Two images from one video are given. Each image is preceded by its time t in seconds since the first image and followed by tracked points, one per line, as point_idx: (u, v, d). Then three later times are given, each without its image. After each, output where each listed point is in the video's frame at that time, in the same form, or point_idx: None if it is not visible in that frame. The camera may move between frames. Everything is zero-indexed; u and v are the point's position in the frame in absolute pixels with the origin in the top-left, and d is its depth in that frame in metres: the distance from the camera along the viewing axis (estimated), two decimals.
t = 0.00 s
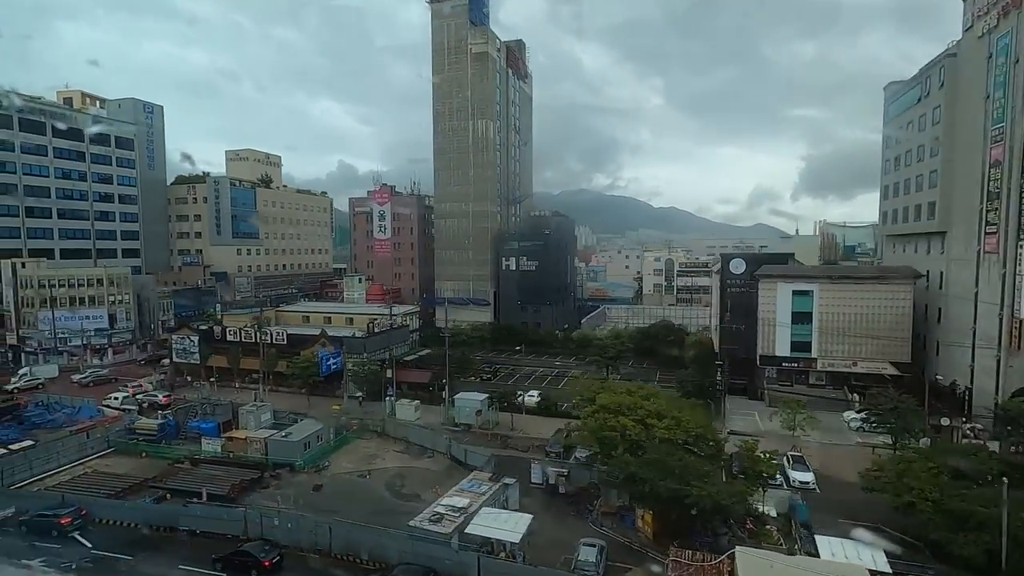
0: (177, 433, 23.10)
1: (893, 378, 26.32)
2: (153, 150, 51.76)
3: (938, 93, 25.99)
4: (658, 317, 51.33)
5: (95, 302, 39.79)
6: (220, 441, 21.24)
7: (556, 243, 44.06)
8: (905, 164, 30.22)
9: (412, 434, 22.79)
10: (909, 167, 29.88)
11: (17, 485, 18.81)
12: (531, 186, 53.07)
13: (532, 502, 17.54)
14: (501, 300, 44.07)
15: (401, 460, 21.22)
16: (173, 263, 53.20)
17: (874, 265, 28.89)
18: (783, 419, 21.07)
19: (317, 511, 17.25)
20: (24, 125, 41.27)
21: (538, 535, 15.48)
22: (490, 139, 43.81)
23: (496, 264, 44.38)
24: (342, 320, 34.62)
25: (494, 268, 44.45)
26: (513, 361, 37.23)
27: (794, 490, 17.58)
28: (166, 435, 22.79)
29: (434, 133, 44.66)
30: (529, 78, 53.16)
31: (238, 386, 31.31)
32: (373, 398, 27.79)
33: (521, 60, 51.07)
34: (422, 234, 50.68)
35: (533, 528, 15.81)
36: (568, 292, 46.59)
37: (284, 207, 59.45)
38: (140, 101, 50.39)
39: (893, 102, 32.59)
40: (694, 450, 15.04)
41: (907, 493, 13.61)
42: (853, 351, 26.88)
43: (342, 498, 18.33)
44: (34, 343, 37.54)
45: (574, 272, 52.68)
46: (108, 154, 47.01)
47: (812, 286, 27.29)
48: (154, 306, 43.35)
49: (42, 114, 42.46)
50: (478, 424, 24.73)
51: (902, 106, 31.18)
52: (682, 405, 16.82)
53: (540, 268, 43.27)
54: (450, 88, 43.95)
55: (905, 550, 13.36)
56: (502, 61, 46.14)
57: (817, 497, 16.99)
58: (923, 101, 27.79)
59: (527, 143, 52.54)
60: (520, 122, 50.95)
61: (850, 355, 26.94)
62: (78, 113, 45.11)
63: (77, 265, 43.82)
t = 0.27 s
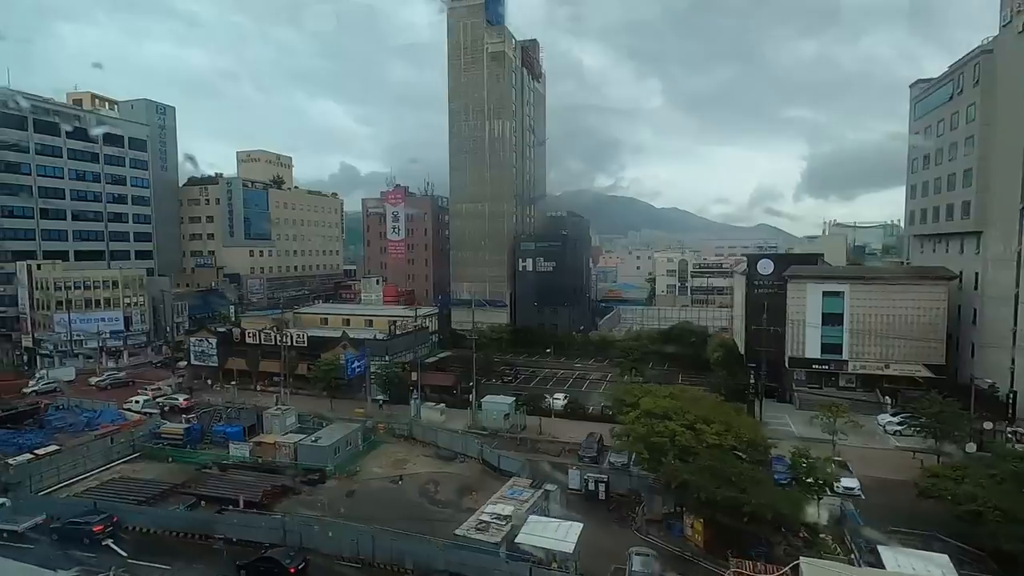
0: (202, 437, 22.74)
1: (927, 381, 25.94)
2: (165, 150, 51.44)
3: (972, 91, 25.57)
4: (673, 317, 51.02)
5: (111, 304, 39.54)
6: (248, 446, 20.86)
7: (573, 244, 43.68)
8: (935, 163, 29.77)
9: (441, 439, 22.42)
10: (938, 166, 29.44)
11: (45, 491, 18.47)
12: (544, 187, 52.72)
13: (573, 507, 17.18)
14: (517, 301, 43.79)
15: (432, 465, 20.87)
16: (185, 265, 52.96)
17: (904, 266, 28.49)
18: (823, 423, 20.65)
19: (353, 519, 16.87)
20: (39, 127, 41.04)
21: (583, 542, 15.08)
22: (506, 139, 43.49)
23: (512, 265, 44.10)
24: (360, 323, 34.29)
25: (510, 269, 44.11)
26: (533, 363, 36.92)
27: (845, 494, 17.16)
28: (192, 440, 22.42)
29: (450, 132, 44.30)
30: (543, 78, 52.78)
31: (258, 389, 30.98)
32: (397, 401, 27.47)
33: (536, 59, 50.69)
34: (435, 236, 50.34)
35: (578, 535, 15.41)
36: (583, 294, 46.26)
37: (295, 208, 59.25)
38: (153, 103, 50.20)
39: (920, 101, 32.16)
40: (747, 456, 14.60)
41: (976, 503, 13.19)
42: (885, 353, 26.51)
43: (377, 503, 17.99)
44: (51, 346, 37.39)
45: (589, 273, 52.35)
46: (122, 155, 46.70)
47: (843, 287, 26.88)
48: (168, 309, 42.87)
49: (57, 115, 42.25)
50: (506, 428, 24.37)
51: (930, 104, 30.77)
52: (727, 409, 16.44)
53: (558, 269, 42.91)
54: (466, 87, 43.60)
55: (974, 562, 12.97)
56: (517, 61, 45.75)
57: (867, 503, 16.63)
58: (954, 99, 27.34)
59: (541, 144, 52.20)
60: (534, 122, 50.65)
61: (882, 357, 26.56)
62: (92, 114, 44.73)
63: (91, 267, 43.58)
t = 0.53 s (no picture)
0: (225, 441, 22.34)
1: (959, 384, 25.55)
2: (175, 150, 51.01)
3: (1004, 90, 25.19)
4: (687, 320, 50.63)
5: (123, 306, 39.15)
6: (273, 450, 20.44)
7: (589, 245, 43.12)
8: (961, 163, 29.40)
9: (469, 443, 22.00)
10: (966, 167, 29.03)
11: (69, 498, 18.04)
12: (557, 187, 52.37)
13: (612, 514, 16.76)
14: (532, 303, 43.47)
15: (461, 470, 20.46)
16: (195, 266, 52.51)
17: (932, 268, 28.13)
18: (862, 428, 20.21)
19: (387, 526, 16.45)
20: (50, 126, 40.62)
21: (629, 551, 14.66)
22: (521, 139, 43.13)
23: (527, 266, 43.90)
24: (377, 325, 33.89)
25: (525, 271, 43.75)
26: (550, 366, 36.51)
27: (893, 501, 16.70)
28: (215, 444, 22.02)
29: (464, 132, 43.94)
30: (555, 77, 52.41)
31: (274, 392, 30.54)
32: (419, 405, 27.05)
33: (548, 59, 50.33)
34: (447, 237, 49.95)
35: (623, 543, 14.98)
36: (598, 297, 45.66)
37: (304, 209, 58.90)
38: (162, 102, 49.83)
39: (944, 101, 31.80)
40: (799, 464, 14.19)
41: None
42: (915, 356, 26.13)
43: (409, 510, 17.58)
44: (61, 348, 36.85)
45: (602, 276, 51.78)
46: (132, 155, 46.29)
47: (872, 289, 26.48)
48: (180, 310, 42.62)
49: (69, 115, 41.84)
50: (532, 432, 23.95)
51: (955, 104, 30.40)
52: (772, 415, 16.03)
53: (572, 270, 42.34)
54: (480, 87, 43.23)
55: None
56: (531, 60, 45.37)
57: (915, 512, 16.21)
58: (985, 98, 26.94)
59: (554, 144, 51.84)
60: (547, 122, 50.26)
61: (912, 361, 26.18)
62: (103, 113, 44.27)
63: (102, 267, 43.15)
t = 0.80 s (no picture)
0: (251, 446, 21.94)
1: (992, 387, 25.16)
2: (185, 150, 50.62)
3: None
4: (701, 321, 50.32)
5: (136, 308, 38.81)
6: (302, 455, 20.06)
7: (604, 245, 42.70)
8: (990, 162, 29.00)
9: (499, 447, 21.60)
10: (996, 166, 28.63)
11: (97, 505, 17.66)
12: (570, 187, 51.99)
13: (655, 522, 16.37)
14: (547, 304, 43.04)
15: (493, 475, 20.08)
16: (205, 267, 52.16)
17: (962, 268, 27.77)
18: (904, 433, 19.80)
19: (425, 535, 16.05)
20: (62, 126, 40.23)
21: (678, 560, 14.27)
22: (537, 139, 42.76)
23: (542, 266, 43.45)
24: (395, 326, 33.52)
25: (540, 271, 43.52)
26: (568, 368, 36.13)
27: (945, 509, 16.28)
28: (241, 449, 21.62)
29: (479, 132, 43.57)
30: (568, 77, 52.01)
31: (294, 395, 30.19)
32: (442, 408, 26.68)
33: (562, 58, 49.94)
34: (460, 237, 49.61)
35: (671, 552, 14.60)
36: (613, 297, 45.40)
37: (314, 209, 58.55)
38: (172, 102, 49.48)
39: (970, 99, 31.40)
40: (855, 471, 13.77)
41: None
42: (947, 357, 25.75)
43: (445, 517, 17.20)
44: (75, 350, 36.47)
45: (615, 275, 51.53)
46: (144, 155, 45.93)
47: (903, 290, 26.05)
48: (193, 312, 42.29)
49: (80, 115, 41.45)
50: (560, 435, 23.59)
51: (983, 102, 29.99)
52: (821, 420, 15.61)
53: (588, 271, 42.01)
54: (495, 86, 42.85)
55: None
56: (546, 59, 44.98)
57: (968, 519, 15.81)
58: (1016, 96, 26.53)
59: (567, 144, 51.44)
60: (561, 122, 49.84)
61: (944, 362, 25.79)
62: (115, 113, 43.89)
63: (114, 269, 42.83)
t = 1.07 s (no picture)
0: (277, 448, 21.58)
1: None
2: (195, 149, 50.20)
3: None
4: (716, 320, 49.96)
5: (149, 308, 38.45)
6: (330, 458, 19.67)
7: (620, 244, 42.27)
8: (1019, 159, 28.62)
9: (529, 450, 21.20)
10: None
11: (125, 510, 17.28)
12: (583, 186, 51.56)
13: (699, 527, 15.96)
14: (562, 303, 42.55)
15: (525, 478, 19.70)
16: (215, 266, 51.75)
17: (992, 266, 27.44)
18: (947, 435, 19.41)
19: (464, 540, 15.64)
20: (74, 124, 39.82)
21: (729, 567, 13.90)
22: (552, 137, 42.35)
23: (557, 266, 42.95)
24: (413, 326, 33.15)
25: (555, 271, 43.03)
26: (587, 368, 35.76)
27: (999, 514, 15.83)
28: (267, 452, 21.24)
29: (494, 130, 43.17)
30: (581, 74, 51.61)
31: (312, 396, 29.83)
32: (465, 409, 26.30)
33: (575, 55, 49.52)
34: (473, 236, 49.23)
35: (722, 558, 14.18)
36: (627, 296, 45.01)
37: (324, 208, 58.16)
38: (182, 100, 49.10)
39: (996, 96, 31.02)
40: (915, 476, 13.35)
41: None
42: (979, 357, 25.41)
43: (482, 522, 16.79)
44: (88, 350, 36.08)
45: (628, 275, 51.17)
46: (155, 153, 45.54)
47: (934, 289, 25.75)
48: (205, 312, 41.89)
49: (92, 113, 41.03)
50: (589, 438, 23.20)
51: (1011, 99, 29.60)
52: (873, 423, 15.20)
53: (605, 270, 41.59)
54: (510, 83, 42.45)
55: None
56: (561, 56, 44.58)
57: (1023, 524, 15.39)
58: None
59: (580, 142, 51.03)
60: (574, 119, 49.43)
61: (976, 362, 25.45)
62: (126, 111, 43.45)
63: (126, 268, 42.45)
